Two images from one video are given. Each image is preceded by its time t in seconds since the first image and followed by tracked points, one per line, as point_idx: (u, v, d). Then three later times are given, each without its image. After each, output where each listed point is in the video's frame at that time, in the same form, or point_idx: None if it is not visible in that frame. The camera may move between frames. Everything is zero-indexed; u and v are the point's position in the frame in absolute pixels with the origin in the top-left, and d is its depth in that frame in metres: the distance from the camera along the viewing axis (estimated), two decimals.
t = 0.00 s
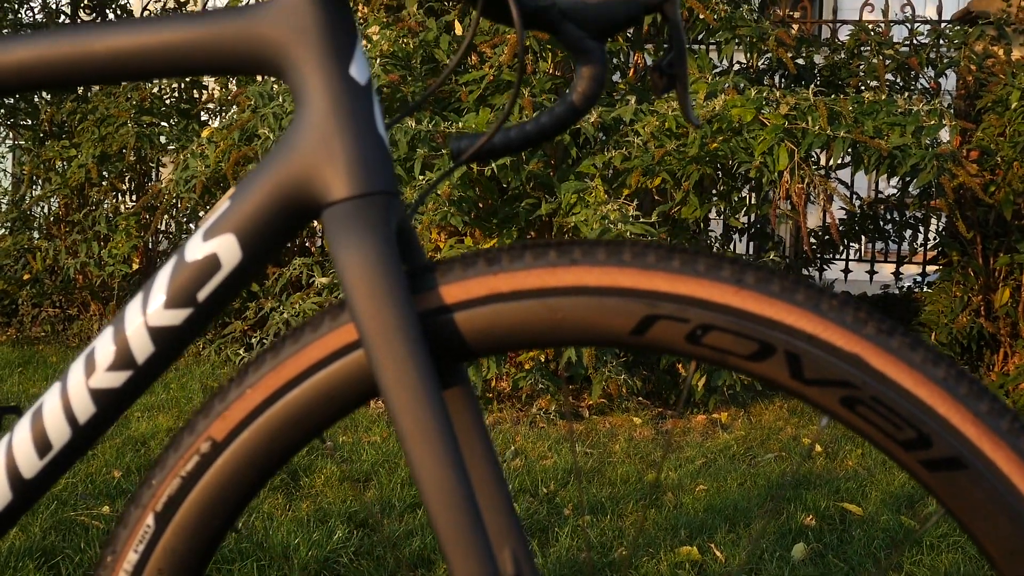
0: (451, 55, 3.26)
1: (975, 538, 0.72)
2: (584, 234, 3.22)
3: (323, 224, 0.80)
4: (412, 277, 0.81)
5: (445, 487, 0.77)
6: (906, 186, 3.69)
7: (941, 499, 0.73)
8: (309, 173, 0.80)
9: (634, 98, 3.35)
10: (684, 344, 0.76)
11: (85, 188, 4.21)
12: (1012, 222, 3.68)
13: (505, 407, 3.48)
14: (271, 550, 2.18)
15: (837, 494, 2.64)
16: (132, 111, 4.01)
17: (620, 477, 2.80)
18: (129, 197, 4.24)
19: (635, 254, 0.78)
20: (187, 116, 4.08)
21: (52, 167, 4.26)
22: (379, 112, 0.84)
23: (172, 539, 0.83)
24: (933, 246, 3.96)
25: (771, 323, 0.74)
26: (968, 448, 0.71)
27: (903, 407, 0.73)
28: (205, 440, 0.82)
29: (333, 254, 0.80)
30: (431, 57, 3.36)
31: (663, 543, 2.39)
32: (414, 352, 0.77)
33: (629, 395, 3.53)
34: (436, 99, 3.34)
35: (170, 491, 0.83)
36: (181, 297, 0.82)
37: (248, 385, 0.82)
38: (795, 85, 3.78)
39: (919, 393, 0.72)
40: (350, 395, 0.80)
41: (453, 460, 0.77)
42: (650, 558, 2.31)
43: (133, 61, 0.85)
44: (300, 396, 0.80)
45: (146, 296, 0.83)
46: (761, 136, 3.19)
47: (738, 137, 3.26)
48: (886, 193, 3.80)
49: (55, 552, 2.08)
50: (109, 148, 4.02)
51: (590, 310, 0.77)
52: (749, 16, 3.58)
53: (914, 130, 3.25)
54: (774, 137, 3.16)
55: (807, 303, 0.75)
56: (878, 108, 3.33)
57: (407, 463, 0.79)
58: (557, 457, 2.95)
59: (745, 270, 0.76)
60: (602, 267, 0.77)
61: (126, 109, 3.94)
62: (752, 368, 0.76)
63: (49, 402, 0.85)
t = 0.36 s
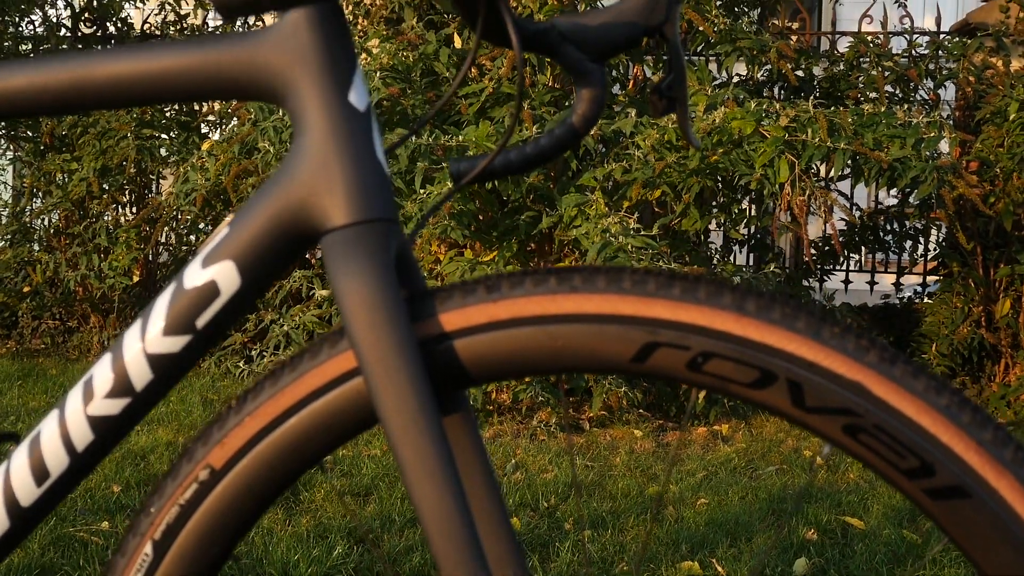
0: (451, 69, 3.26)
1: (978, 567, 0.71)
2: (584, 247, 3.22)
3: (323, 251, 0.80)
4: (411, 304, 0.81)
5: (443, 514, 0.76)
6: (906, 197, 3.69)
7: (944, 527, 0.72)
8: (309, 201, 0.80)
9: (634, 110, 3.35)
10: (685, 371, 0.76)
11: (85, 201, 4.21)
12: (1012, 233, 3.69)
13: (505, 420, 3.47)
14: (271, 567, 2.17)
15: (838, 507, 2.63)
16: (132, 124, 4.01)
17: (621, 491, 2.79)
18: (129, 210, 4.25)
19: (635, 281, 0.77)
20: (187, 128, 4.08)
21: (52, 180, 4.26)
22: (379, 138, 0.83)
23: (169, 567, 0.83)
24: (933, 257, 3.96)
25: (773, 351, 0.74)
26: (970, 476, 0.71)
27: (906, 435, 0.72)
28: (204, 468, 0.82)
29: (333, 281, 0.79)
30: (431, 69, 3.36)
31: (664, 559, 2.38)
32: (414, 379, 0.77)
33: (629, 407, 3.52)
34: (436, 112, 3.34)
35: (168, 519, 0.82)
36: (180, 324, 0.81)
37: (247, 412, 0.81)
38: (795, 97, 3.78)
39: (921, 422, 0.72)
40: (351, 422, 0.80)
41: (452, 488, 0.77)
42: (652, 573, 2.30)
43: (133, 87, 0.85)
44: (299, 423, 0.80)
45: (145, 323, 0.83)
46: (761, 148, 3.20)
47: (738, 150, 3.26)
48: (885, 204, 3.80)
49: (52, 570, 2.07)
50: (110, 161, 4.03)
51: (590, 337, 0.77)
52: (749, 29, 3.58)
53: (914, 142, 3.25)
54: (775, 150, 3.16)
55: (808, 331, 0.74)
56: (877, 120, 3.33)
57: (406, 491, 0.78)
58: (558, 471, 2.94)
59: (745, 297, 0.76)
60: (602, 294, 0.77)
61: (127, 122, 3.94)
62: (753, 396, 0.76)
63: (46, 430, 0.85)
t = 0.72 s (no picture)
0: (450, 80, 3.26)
1: None
2: (586, 259, 3.22)
3: (323, 276, 0.80)
4: (412, 329, 0.80)
5: (444, 540, 0.76)
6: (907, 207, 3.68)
7: (949, 553, 0.72)
8: (309, 225, 0.79)
9: (634, 121, 3.35)
10: (688, 396, 0.76)
11: (86, 213, 4.21)
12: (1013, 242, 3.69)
13: (506, 432, 3.46)
14: None
15: (841, 519, 2.62)
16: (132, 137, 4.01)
17: (623, 503, 2.78)
18: (130, 222, 4.25)
19: (637, 306, 0.77)
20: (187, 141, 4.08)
21: (52, 193, 4.25)
22: (378, 162, 0.83)
23: None
24: (934, 266, 3.96)
25: (776, 376, 0.74)
26: (975, 501, 0.70)
27: (909, 460, 0.72)
28: (203, 494, 0.81)
29: (332, 306, 0.79)
30: (431, 81, 3.36)
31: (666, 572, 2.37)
32: (415, 404, 0.76)
33: (631, 418, 3.51)
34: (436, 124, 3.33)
35: (168, 546, 0.82)
36: (179, 350, 0.81)
37: (247, 437, 0.81)
38: (794, 107, 3.77)
39: (925, 446, 0.71)
40: (351, 447, 0.79)
41: (453, 513, 0.76)
42: None
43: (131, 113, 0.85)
44: (300, 449, 0.79)
45: (144, 348, 0.82)
46: (762, 159, 3.20)
47: (739, 161, 3.26)
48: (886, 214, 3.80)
49: None
50: (110, 173, 4.03)
51: (592, 362, 0.76)
52: (748, 39, 3.58)
53: (914, 152, 3.25)
54: (776, 160, 3.16)
55: (811, 356, 0.74)
56: (878, 130, 3.33)
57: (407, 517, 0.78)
58: (559, 483, 2.93)
59: (747, 321, 0.76)
60: (603, 319, 0.77)
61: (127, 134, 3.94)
62: (757, 421, 0.75)
63: (46, 456, 0.84)
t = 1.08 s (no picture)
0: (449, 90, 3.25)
1: None
2: (585, 267, 3.21)
3: (321, 299, 0.79)
4: (410, 352, 0.80)
5: (444, 566, 0.75)
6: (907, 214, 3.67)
7: None
8: (307, 247, 0.79)
9: (633, 131, 3.34)
10: (689, 419, 0.75)
11: (85, 224, 4.20)
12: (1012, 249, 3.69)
13: (506, 442, 3.44)
14: None
15: (842, 528, 2.61)
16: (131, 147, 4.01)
17: (624, 514, 2.77)
18: (129, 233, 4.24)
19: (638, 328, 0.77)
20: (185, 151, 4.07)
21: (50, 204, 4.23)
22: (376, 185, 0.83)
23: None
24: (933, 272, 3.95)
25: (779, 400, 0.73)
26: (980, 526, 0.70)
27: (913, 484, 0.71)
28: (201, 519, 0.80)
29: (331, 329, 0.78)
30: (429, 92, 3.35)
31: None
32: (413, 428, 0.76)
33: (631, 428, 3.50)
34: (435, 134, 3.33)
35: (166, 572, 0.81)
36: (176, 374, 0.80)
37: (245, 462, 0.80)
38: (793, 115, 3.76)
39: (930, 470, 0.71)
40: (349, 471, 0.79)
41: (453, 538, 0.75)
42: None
43: (130, 134, 0.84)
44: (299, 473, 0.79)
45: (141, 372, 0.82)
46: (761, 168, 3.20)
47: (738, 170, 3.25)
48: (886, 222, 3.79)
49: None
50: (108, 184, 4.02)
51: (592, 385, 0.76)
52: (746, 48, 3.56)
53: (914, 161, 3.25)
54: (775, 169, 3.16)
55: (813, 379, 0.73)
56: (877, 139, 3.32)
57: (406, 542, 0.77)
58: (560, 493, 2.92)
59: (749, 344, 0.75)
60: (604, 341, 0.76)
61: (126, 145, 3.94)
62: (758, 444, 0.74)
63: (43, 482, 0.84)
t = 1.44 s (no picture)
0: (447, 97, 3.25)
1: None
2: (581, 274, 3.21)
3: (318, 317, 0.79)
4: (407, 370, 0.79)
5: None
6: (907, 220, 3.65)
7: None
8: (303, 265, 0.78)
9: (631, 137, 3.33)
10: (688, 439, 0.75)
11: (83, 231, 4.19)
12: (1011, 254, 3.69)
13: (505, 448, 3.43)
14: None
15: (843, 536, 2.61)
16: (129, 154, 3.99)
17: (624, 521, 2.76)
18: (127, 239, 4.24)
19: (636, 347, 0.76)
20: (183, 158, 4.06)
21: (49, 211, 4.21)
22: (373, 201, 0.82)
23: None
24: (932, 278, 3.94)
25: (780, 420, 0.73)
26: (982, 547, 0.69)
27: (915, 504, 0.70)
28: (197, 540, 0.80)
29: (327, 348, 0.78)
30: (428, 98, 3.33)
31: None
32: (410, 447, 0.75)
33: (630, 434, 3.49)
34: (432, 141, 3.32)
35: None
36: (172, 393, 0.80)
37: (241, 482, 0.79)
38: (792, 121, 3.74)
39: (931, 490, 0.70)
40: (346, 490, 0.78)
41: (450, 558, 0.74)
42: None
43: (128, 151, 0.84)
44: (295, 493, 0.78)
45: (136, 391, 0.81)
46: (759, 174, 3.19)
47: (736, 176, 3.24)
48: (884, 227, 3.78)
49: None
50: (106, 191, 4.01)
51: (590, 404, 0.75)
52: (744, 54, 3.55)
53: (913, 167, 3.25)
54: (774, 176, 3.15)
55: (813, 398, 0.73)
56: (876, 145, 3.32)
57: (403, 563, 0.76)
58: (559, 501, 2.91)
59: (749, 363, 0.75)
60: (603, 360, 0.75)
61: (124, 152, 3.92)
62: (759, 464, 0.74)
63: (37, 502, 0.83)
